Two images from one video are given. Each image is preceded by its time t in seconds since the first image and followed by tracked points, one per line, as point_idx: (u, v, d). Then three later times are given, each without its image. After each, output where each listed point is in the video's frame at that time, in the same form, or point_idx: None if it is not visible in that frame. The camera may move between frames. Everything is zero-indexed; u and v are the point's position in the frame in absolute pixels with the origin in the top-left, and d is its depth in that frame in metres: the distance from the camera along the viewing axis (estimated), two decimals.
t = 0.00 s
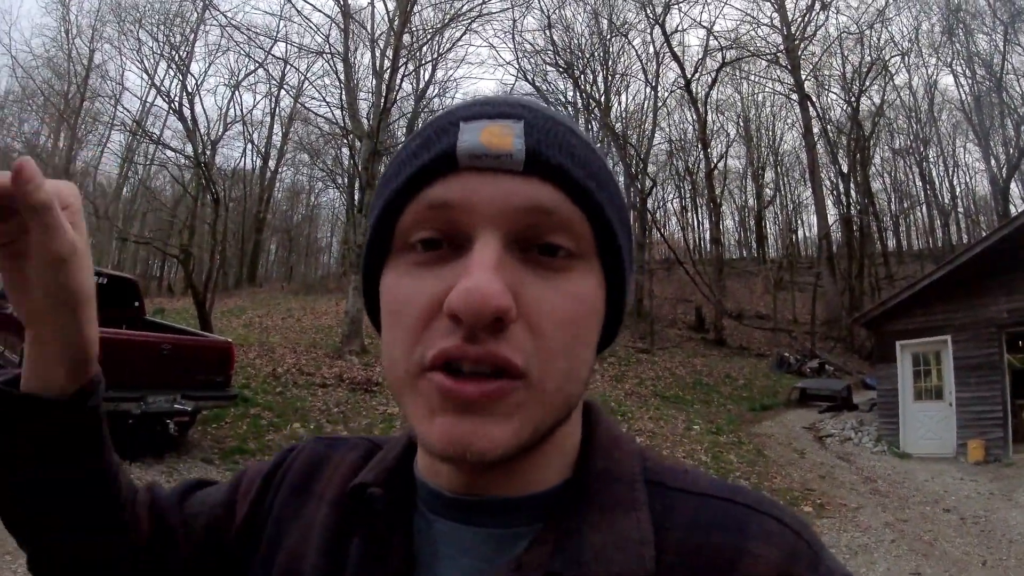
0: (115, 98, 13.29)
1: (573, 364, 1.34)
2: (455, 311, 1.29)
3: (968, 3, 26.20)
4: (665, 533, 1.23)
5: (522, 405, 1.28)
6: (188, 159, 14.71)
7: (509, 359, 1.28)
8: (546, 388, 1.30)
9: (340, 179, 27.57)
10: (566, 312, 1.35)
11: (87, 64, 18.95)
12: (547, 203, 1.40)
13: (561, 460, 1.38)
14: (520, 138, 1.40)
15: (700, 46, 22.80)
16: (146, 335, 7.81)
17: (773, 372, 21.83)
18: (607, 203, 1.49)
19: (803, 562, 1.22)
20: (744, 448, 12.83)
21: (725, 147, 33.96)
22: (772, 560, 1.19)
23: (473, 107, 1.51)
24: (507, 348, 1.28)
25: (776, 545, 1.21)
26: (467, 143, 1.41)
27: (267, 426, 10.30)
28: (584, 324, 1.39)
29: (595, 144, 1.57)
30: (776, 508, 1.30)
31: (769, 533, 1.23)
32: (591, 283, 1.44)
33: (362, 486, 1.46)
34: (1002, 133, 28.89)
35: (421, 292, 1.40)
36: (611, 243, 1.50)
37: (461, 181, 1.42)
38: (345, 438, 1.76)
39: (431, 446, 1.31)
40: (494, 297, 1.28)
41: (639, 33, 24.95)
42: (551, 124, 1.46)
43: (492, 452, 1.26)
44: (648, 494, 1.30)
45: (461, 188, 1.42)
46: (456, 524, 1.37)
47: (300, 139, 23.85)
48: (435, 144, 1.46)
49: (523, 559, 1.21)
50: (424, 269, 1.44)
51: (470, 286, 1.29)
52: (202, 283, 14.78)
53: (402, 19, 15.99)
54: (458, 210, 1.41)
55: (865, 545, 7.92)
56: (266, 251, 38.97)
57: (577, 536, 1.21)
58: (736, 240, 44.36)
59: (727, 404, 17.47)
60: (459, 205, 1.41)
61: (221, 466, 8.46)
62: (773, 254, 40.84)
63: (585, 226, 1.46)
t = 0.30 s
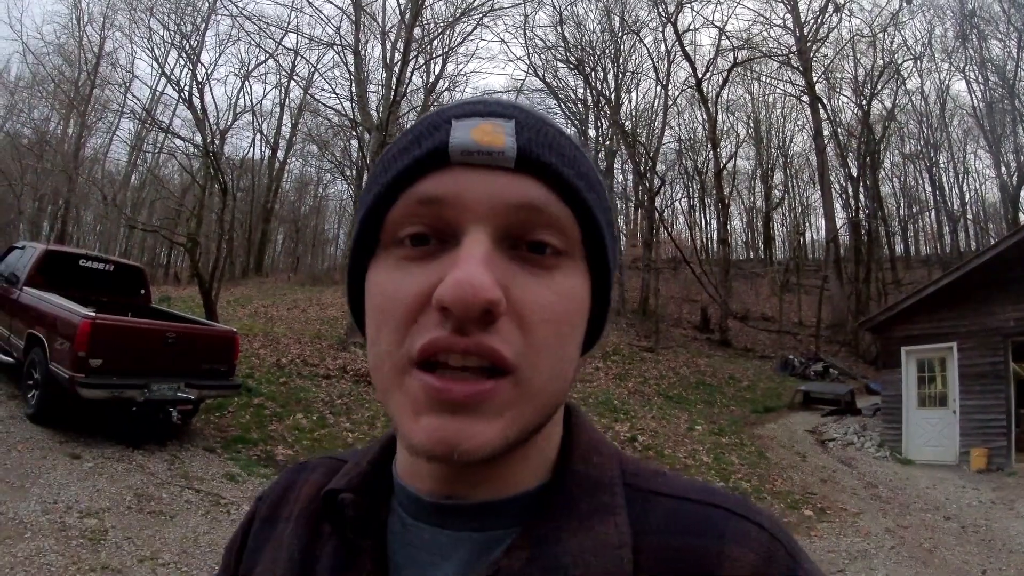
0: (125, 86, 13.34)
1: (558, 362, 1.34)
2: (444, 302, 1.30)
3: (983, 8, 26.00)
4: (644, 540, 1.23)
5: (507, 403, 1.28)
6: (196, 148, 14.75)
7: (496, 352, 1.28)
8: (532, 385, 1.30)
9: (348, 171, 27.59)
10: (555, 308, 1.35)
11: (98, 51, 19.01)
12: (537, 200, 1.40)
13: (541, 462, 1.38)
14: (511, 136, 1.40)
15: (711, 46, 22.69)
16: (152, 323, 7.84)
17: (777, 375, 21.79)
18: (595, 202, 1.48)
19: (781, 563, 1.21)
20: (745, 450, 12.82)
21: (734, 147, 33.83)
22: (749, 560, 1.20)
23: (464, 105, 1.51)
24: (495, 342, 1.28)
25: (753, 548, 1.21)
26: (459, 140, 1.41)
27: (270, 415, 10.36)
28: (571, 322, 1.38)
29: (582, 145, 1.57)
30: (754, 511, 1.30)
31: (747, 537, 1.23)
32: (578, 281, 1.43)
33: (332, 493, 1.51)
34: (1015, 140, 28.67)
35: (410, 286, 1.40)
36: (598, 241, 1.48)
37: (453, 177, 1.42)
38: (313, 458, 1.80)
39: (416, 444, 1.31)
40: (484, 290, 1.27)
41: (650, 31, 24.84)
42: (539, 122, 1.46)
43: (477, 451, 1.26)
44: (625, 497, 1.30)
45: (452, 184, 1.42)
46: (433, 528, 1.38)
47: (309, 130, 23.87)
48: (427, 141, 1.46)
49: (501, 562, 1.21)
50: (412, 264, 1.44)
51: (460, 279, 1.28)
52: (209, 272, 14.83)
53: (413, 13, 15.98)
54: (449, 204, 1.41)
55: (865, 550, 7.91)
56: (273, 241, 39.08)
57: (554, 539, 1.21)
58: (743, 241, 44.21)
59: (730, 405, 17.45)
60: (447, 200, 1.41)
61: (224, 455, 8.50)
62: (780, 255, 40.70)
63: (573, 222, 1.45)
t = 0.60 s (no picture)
0: (140, 77, 13.41)
1: (522, 360, 1.32)
2: (418, 287, 1.27)
3: (1005, 9, 25.70)
4: (605, 537, 1.19)
5: (474, 391, 1.26)
6: (209, 139, 14.84)
7: (467, 342, 1.25)
8: (499, 375, 1.27)
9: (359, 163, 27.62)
10: (522, 304, 1.33)
11: (113, 41, 19.14)
12: (511, 199, 1.38)
13: (505, 459, 1.34)
14: (490, 136, 1.39)
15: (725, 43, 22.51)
16: (163, 314, 7.92)
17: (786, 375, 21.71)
18: (561, 209, 1.48)
19: (745, 557, 1.16)
20: (751, 450, 12.80)
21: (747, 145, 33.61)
22: (711, 553, 1.15)
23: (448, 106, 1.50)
24: (468, 330, 1.25)
25: (716, 544, 1.16)
26: (440, 136, 1.40)
27: (279, 407, 10.44)
28: (536, 318, 1.36)
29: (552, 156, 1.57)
30: (723, 506, 1.24)
31: (711, 533, 1.17)
32: (545, 280, 1.41)
33: (290, 502, 1.55)
34: None
35: (382, 273, 1.37)
36: (561, 248, 1.48)
37: (432, 171, 1.40)
38: (288, 477, 1.84)
39: (384, 432, 1.28)
40: (458, 280, 1.25)
41: (664, 28, 24.69)
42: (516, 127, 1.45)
43: (441, 442, 1.24)
44: (587, 496, 1.25)
45: (428, 178, 1.40)
46: (394, 533, 1.36)
47: (321, 122, 23.93)
48: (408, 135, 1.44)
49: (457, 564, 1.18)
50: (385, 252, 1.41)
51: (433, 267, 1.26)
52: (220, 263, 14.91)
53: (427, 7, 15.95)
54: (426, 197, 1.39)
55: (870, 554, 7.90)
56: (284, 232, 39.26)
57: (515, 540, 1.19)
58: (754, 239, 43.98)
59: (738, 404, 17.40)
60: (425, 193, 1.39)
61: (232, 446, 8.57)
62: (791, 255, 40.51)
63: (542, 225, 1.44)
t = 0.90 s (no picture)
0: (117, 61, 13.13)
1: (504, 344, 1.22)
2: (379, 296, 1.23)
3: (981, 22, 26.32)
4: (628, 533, 1.17)
5: (456, 385, 1.18)
6: (188, 126, 14.60)
7: (433, 335, 1.19)
8: (476, 364, 1.19)
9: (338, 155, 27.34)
10: (491, 286, 1.24)
11: (89, 24, 18.74)
12: (461, 185, 1.31)
13: (529, 453, 1.30)
14: (429, 132, 1.33)
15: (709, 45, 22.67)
16: (139, 305, 7.74)
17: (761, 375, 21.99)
18: (526, 181, 1.37)
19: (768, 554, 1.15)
20: (727, 449, 12.95)
21: (727, 147, 33.92)
22: (732, 550, 1.14)
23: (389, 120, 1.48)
24: (433, 323, 1.19)
25: (737, 540, 1.16)
26: (382, 146, 1.37)
27: (256, 401, 10.30)
28: (516, 298, 1.26)
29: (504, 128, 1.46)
30: (746, 502, 1.23)
31: (735, 528, 1.17)
32: (522, 261, 1.31)
33: (327, 500, 1.50)
34: (1004, 153, 29.02)
35: (357, 288, 1.35)
36: (538, 222, 1.36)
37: (382, 179, 1.37)
38: (324, 472, 1.79)
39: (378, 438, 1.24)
40: (410, 276, 1.19)
41: (648, 28, 24.81)
42: (452, 114, 1.38)
43: (429, 439, 1.18)
44: (610, 492, 1.23)
45: (381, 186, 1.37)
46: (420, 530, 1.33)
47: (301, 113, 23.65)
48: (356, 156, 1.43)
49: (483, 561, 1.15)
50: (362, 267, 1.39)
51: (386, 269, 1.22)
52: (196, 253, 14.67)
53: None
54: (382, 206, 1.36)
55: (844, 552, 8.05)
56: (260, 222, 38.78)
57: (541, 536, 1.16)
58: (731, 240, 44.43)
59: (713, 403, 17.59)
60: (381, 201, 1.36)
61: (209, 440, 8.43)
62: (767, 257, 41.04)
63: (504, 203, 1.34)
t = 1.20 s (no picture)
0: (88, 51, 12.79)
1: (573, 356, 1.27)
2: (450, 302, 1.27)
3: (952, 31, 26.98)
4: (680, 544, 1.19)
5: (524, 398, 1.23)
6: (160, 119, 14.28)
7: (503, 348, 1.24)
8: (546, 377, 1.24)
9: (313, 152, 27.00)
10: (563, 301, 1.28)
11: (59, 13, 18.27)
12: (538, 195, 1.34)
13: (581, 460, 1.35)
14: (506, 136, 1.36)
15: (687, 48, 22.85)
16: (112, 302, 7.56)
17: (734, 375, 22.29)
18: (605, 193, 1.40)
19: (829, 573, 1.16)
20: (703, 448, 13.09)
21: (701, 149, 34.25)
22: (795, 568, 1.14)
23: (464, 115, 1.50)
24: (504, 335, 1.24)
25: (799, 558, 1.15)
26: (458, 147, 1.39)
27: (230, 400, 10.11)
28: (586, 313, 1.31)
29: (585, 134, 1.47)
30: (804, 517, 1.23)
31: (795, 546, 1.17)
32: (594, 274, 1.35)
33: (376, 492, 1.58)
34: (972, 160, 29.74)
35: (425, 290, 1.39)
36: (612, 233, 1.39)
37: (456, 183, 1.41)
38: (371, 460, 1.88)
39: (438, 442, 1.30)
40: (485, 289, 1.24)
41: (625, 29, 24.92)
42: (536, 117, 1.40)
43: (493, 447, 1.23)
44: (664, 502, 1.25)
45: (454, 190, 1.41)
46: (472, 528, 1.40)
47: (276, 108, 23.29)
48: (431, 152, 1.46)
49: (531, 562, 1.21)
50: (431, 267, 1.44)
51: (460, 278, 1.26)
52: (168, 249, 14.35)
53: None
54: (455, 210, 1.39)
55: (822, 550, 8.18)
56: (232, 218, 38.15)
57: (592, 542, 1.19)
58: (704, 241, 44.92)
59: (687, 403, 17.77)
60: (453, 205, 1.40)
61: (183, 440, 8.26)
62: (739, 258, 41.59)
63: (581, 215, 1.38)
